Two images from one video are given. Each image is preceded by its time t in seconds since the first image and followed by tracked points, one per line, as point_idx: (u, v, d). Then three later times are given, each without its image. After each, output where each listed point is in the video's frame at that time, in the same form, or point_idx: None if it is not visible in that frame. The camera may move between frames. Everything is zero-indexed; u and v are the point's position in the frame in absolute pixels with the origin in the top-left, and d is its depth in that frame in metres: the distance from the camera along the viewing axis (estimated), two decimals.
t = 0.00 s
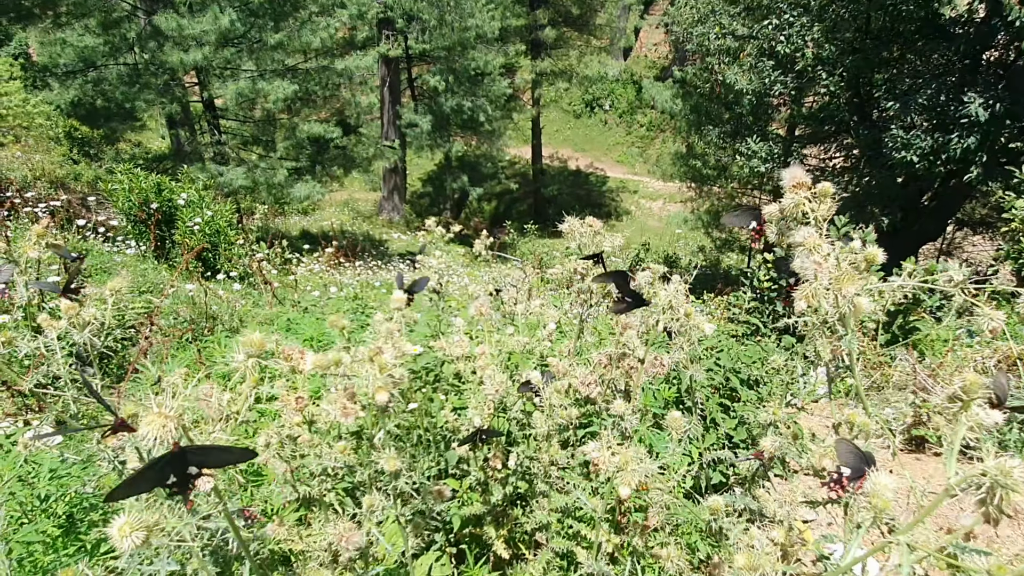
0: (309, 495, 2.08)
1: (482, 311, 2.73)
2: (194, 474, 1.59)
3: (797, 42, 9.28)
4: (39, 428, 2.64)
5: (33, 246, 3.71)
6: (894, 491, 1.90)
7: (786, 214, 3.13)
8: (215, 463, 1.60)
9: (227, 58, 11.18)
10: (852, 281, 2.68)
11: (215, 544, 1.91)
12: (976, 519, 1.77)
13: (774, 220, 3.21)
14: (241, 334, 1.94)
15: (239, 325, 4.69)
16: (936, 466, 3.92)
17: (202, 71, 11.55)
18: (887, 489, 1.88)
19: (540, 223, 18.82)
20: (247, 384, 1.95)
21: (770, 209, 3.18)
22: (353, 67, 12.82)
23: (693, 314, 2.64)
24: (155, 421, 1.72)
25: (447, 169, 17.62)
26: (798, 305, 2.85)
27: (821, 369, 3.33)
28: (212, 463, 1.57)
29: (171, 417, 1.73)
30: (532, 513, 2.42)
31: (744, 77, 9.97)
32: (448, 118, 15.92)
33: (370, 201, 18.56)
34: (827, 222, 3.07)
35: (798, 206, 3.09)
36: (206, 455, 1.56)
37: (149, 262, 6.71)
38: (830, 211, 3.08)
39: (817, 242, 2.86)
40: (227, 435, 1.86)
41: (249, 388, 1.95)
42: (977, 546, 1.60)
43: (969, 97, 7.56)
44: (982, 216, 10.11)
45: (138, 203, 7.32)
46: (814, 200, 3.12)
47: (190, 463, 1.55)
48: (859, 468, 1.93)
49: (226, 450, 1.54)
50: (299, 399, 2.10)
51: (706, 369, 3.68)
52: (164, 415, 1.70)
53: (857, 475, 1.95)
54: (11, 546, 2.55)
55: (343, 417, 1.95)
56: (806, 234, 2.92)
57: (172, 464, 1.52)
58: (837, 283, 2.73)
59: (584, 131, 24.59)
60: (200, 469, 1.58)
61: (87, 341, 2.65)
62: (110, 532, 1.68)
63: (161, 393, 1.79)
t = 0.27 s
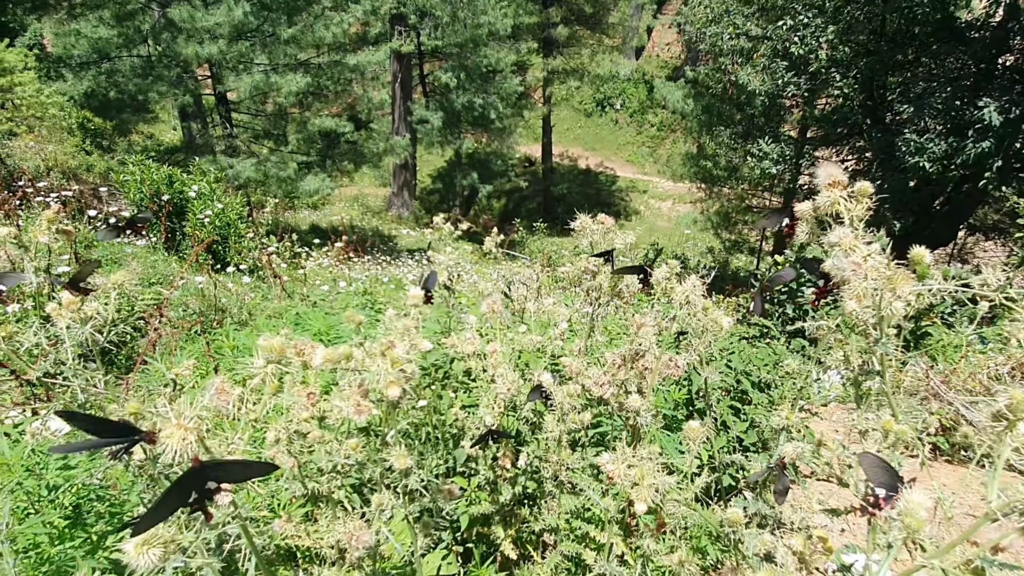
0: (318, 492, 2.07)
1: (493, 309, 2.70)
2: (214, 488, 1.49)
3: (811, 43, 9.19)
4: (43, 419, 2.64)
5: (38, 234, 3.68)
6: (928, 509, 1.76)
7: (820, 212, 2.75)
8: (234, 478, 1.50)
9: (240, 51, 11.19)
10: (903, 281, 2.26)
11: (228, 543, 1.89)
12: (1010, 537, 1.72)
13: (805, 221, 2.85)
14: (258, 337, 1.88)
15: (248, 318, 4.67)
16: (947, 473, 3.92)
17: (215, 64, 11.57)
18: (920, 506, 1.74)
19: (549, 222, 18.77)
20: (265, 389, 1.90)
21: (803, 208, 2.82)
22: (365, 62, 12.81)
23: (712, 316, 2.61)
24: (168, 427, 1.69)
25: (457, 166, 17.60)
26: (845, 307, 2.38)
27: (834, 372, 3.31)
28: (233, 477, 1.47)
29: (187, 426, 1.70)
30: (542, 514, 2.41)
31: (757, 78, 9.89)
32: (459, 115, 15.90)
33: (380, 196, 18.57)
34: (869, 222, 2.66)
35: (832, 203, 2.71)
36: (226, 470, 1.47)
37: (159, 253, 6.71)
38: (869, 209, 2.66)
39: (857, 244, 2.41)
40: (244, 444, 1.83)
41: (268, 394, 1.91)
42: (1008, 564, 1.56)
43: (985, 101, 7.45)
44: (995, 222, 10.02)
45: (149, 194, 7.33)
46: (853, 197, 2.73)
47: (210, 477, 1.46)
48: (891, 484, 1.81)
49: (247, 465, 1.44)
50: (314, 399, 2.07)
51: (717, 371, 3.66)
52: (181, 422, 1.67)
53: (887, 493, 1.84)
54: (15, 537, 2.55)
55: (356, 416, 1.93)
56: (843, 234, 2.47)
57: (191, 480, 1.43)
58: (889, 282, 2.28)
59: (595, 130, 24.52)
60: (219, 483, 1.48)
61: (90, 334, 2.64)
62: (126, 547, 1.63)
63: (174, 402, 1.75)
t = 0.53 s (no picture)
0: (328, 488, 2.06)
1: (505, 305, 2.68)
2: (236, 481, 1.51)
3: (827, 45, 9.04)
4: (52, 407, 2.65)
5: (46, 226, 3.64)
6: (971, 523, 1.66)
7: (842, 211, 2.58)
8: (257, 474, 1.51)
9: (255, 45, 11.23)
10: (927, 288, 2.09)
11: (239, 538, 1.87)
12: None
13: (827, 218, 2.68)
14: (278, 325, 1.88)
15: (258, 311, 4.67)
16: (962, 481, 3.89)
17: (230, 58, 11.63)
18: (963, 522, 1.64)
19: (560, 220, 18.72)
20: (283, 382, 1.89)
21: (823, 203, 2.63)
22: (378, 59, 12.81)
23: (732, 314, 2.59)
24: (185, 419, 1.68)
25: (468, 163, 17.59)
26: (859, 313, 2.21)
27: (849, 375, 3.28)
28: (258, 473, 1.49)
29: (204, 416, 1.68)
30: (553, 513, 2.38)
31: (772, 79, 9.81)
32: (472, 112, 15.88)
33: (391, 192, 18.58)
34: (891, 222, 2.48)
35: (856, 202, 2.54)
36: (251, 467, 1.48)
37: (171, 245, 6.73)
38: (893, 209, 2.47)
39: (881, 244, 2.21)
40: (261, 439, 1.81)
41: (289, 385, 1.90)
42: None
43: (1002, 105, 7.36)
44: (1011, 227, 9.92)
45: (161, 186, 7.36)
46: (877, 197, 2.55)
47: (235, 470, 1.47)
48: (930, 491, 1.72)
49: (276, 466, 1.47)
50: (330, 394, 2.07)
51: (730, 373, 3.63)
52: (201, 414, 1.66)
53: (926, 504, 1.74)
54: (23, 527, 2.55)
55: (369, 413, 1.92)
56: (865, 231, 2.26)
57: (220, 471, 1.45)
58: (907, 288, 2.13)
59: (607, 130, 24.46)
60: (242, 478, 1.50)
61: (98, 324, 2.66)
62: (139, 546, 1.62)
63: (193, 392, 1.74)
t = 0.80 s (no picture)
0: (335, 483, 2.05)
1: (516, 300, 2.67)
2: (242, 474, 1.53)
3: (839, 44, 8.91)
4: (59, 398, 2.65)
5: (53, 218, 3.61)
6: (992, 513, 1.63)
7: (869, 206, 2.64)
8: (260, 465, 1.51)
9: (265, 39, 11.25)
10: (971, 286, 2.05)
11: (246, 530, 1.87)
12: None
13: (851, 216, 2.74)
14: (287, 312, 1.87)
15: (266, 305, 4.67)
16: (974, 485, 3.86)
17: (241, 53, 11.66)
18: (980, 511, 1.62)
19: (568, 219, 18.67)
20: (289, 374, 1.86)
21: (850, 200, 2.71)
22: (388, 54, 12.80)
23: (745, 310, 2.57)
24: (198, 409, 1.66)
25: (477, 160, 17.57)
26: (900, 312, 2.16)
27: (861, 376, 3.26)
28: (260, 467, 1.49)
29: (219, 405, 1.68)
30: (560, 512, 2.37)
31: (783, 78, 9.74)
32: (481, 109, 15.82)
33: (399, 189, 18.59)
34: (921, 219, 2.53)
35: (885, 197, 2.61)
36: (251, 460, 1.49)
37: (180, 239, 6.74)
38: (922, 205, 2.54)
39: (914, 242, 2.18)
40: (270, 428, 1.78)
41: (297, 375, 1.88)
42: None
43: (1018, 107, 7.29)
44: None
45: (171, 179, 7.38)
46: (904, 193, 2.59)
47: (234, 465, 1.48)
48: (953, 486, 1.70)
49: (278, 464, 1.47)
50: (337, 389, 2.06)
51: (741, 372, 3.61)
52: (206, 404, 1.64)
53: (941, 494, 1.72)
54: (30, 518, 2.56)
55: (376, 406, 1.91)
56: (895, 228, 2.22)
57: (223, 463, 1.47)
58: (949, 287, 2.10)
59: (616, 128, 24.39)
60: (245, 470, 1.51)
61: (106, 313, 2.65)
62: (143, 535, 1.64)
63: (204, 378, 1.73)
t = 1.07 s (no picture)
0: (342, 474, 2.04)
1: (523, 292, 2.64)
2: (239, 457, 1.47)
3: (850, 43, 8.85)
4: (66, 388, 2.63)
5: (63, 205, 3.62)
6: None
7: (882, 196, 2.50)
8: (259, 449, 1.46)
9: (275, 34, 11.27)
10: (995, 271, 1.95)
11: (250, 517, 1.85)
12: None
13: (863, 205, 2.62)
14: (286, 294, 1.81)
15: (274, 297, 4.66)
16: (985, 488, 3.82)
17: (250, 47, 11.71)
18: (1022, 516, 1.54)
19: (576, 216, 18.61)
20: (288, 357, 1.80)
21: (863, 190, 2.56)
22: (397, 50, 12.78)
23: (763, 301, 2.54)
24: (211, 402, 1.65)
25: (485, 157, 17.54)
26: (923, 299, 2.06)
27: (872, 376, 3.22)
28: (263, 451, 1.44)
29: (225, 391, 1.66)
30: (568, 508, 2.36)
31: (794, 77, 9.65)
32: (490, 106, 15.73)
33: (407, 185, 18.59)
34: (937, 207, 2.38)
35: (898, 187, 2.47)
36: (252, 443, 1.44)
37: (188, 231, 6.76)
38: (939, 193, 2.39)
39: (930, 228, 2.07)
40: (268, 409, 1.74)
41: (298, 356, 1.83)
42: None
43: None
44: None
45: (180, 172, 7.40)
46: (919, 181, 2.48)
47: (235, 445, 1.43)
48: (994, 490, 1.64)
49: (276, 443, 1.43)
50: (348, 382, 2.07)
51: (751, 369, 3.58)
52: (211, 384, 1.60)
53: (983, 498, 1.66)
54: (36, 504, 2.57)
55: (384, 394, 1.88)
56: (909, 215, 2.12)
57: (219, 444, 1.42)
58: (973, 273, 1.99)
59: (625, 126, 24.30)
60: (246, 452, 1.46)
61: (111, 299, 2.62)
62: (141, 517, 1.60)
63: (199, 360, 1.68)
